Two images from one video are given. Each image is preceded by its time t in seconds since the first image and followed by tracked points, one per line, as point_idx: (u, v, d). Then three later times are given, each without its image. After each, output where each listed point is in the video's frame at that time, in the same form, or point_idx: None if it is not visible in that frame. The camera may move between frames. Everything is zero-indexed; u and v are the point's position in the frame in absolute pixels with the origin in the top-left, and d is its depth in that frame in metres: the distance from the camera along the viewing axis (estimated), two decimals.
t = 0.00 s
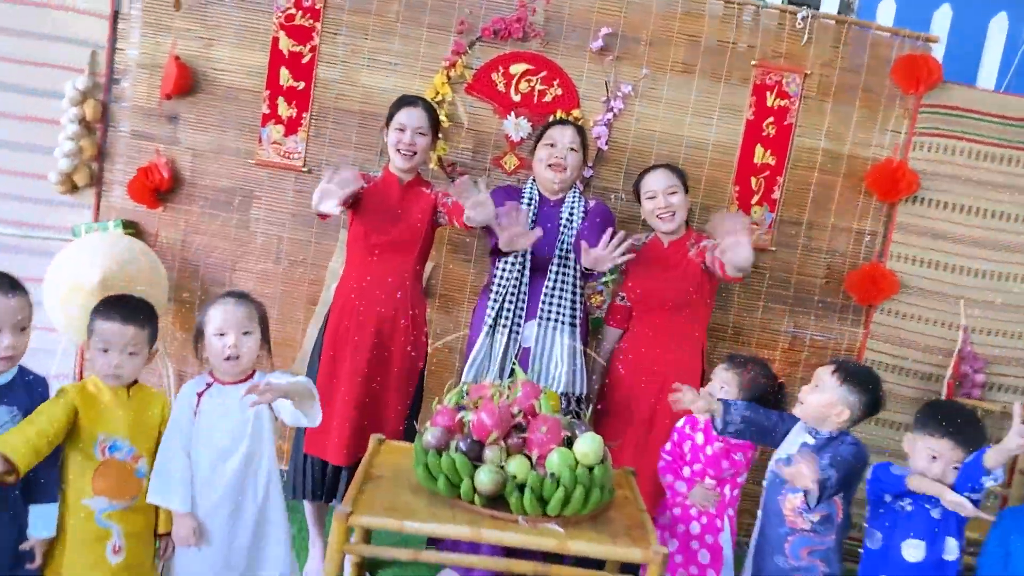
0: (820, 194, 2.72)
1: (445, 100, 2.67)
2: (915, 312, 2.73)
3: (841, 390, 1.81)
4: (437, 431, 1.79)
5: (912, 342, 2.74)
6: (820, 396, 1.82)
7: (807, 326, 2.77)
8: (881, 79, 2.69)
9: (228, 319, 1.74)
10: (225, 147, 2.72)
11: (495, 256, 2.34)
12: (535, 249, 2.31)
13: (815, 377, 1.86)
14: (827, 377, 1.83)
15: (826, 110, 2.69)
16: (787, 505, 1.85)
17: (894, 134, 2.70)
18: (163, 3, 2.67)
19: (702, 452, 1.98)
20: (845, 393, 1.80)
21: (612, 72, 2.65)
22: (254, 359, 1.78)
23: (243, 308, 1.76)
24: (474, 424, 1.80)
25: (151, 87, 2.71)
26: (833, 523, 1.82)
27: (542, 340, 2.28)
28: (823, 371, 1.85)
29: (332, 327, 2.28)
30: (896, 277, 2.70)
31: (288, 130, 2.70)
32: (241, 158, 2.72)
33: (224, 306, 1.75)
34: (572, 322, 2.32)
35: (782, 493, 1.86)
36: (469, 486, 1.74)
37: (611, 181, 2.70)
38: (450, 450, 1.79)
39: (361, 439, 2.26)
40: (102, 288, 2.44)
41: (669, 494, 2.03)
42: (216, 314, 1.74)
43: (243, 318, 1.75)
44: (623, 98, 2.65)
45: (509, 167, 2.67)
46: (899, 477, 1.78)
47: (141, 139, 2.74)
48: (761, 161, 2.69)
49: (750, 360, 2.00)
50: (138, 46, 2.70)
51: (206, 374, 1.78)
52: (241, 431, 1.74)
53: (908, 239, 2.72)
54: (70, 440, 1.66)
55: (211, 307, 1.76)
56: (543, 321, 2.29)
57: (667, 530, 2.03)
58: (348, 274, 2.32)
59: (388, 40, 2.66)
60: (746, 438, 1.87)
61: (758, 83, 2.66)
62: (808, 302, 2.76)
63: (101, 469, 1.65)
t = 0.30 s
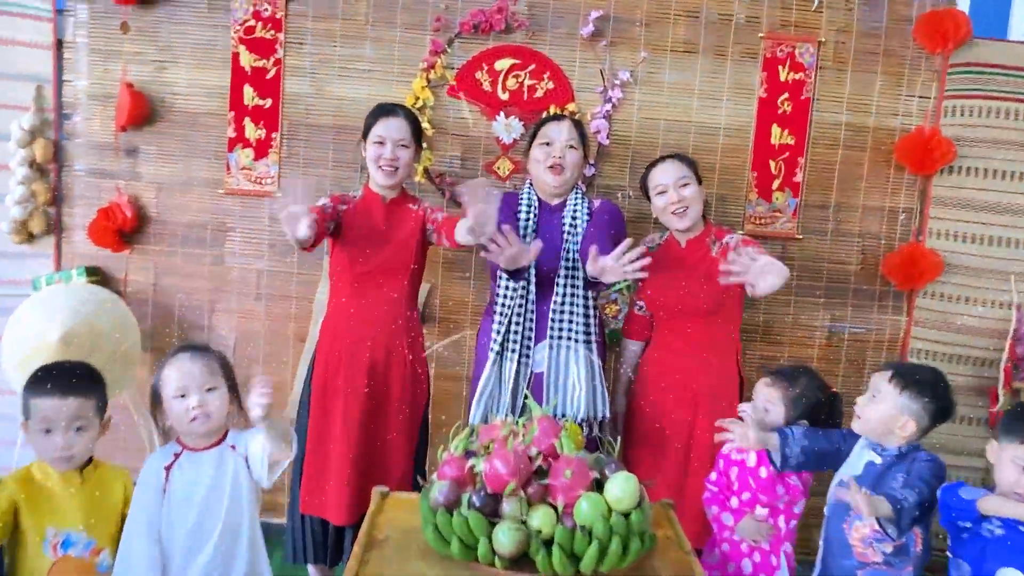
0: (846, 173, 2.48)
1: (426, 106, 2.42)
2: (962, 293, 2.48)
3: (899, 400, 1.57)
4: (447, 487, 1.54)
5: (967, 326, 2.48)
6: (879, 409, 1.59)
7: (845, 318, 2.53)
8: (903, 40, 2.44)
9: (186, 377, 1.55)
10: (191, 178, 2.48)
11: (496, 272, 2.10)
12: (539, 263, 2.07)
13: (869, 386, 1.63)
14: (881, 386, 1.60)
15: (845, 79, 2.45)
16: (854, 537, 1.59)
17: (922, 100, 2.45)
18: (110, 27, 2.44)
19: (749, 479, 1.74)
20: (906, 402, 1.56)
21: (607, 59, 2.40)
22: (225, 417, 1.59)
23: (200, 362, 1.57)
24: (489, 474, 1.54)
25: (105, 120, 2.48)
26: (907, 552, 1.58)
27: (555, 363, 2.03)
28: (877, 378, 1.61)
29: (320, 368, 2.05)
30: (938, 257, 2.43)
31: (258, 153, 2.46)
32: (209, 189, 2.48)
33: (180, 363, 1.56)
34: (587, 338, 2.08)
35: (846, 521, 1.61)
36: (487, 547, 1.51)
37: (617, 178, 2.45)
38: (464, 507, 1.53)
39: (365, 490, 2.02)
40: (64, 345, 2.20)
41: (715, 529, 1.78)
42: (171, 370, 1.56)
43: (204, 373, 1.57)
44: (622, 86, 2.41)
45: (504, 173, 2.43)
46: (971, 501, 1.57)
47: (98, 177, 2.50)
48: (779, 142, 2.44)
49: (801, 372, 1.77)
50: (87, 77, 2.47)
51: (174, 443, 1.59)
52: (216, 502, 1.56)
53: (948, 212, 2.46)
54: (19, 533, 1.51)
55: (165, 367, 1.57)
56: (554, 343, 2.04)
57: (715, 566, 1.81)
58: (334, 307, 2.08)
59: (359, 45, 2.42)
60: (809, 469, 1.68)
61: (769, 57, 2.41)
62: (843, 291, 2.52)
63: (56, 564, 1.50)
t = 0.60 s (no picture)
0: (867, 150, 2.29)
1: (409, 124, 2.25)
2: (1005, 268, 2.29)
3: (971, 402, 1.37)
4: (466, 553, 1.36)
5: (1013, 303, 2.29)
6: (947, 414, 1.40)
7: (882, 307, 2.34)
8: (914, 2, 2.26)
9: (170, 461, 1.36)
10: (165, 227, 2.31)
11: (500, 297, 1.92)
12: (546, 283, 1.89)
13: (932, 389, 1.44)
14: (947, 388, 1.40)
15: (856, 51, 2.26)
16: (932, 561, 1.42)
17: (941, 64, 2.27)
18: (63, 74, 2.28)
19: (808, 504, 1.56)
20: (979, 404, 1.37)
21: (598, 55, 2.23)
22: (213, 500, 1.39)
23: (184, 442, 1.38)
24: (512, 532, 1.36)
25: (68, 174, 2.31)
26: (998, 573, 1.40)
27: (573, 392, 1.85)
28: (940, 379, 1.42)
29: (319, 422, 1.88)
30: (976, 232, 2.24)
31: (234, 193, 2.28)
32: (185, 236, 2.31)
33: (162, 445, 1.37)
34: (606, 361, 1.88)
35: (924, 543, 1.44)
36: None
37: (622, 182, 2.27)
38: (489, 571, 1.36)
39: (380, 549, 1.85)
40: (42, 421, 2.02)
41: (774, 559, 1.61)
42: (152, 454, 1.36)
43: (189, 454, 1.38)
44: (616, 82, 2.23)
45: (499, 188, 2.25)
46: None
47: (66, 235, 2.33)
48: (792, 125, 2.25)
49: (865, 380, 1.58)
50: (45, 130, 2.30)
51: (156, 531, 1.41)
52: None
53: (981, 183, 2.28)
54: None
55: (144, 450, 1.37)
56: (570, 369, 1.86)
57: None
58: (327, 353, 1.90)
59: (330, 66, 2.25)
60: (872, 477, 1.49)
61: (772, 35, 2.23)
62: (876, 278, 2.33)
63: None
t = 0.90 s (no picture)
0: (871, 113, 2.22)
1: (397, 135, 2.18)
2: None
3: None
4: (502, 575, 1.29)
5: None
6: (1006, 384, 1.31)
7: (903, 273, 2.26)
8: None
9: (191, 507, 1.31)
10: (158, 265, 2.24)
11: (508, 304, 1.86)
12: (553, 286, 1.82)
13: (985, 358, 1.36)
14: (1004, 355, 1.32)
15: (849, 11, 2.18)
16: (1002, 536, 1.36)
17: (938, 16, 2.19)
18: (39, 120, 2.22)
19: (853, 489, 1.49)
20: None
21: (585, 44, 2.16)
22: (238, 544, 1.34)
23: (203, 486, 1.33)
24: (547, 549, 1.29)
25: (54, 222, 2.25)
26: None
27: (594, 394, 1.78)
28: (995, 347, 1.33)
29: (336, 452, 1.81)
30: (994, 186, 2.16)
31: (225, 224, 2.21)
32: (180, 274, 2.24)
33: (182, 491, 1.32)
34: (625, 359, 1.81)
35: (989, 517, 1.38)
36: None
37: (622, 171, 2.20)
38: None
39: None
40: (52, 478, 1.96)
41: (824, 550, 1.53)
42: (171, 503, 1.31)
43: (211, 499, 1.33)
44: (606, 69, 2.16)
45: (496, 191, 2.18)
46: None
47: (60, 284, 2.27)
48: (792, 95, 2.18)
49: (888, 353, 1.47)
50: (27, 179, 2.24)
51: None
52: None
53: (993, 135, 2.20)
54: None
55: (162, 498, 1.32)
56: (588, 371, 1.79)
57: None
58: (337, 378, 1.84)
59: (311, 84, 2.18)
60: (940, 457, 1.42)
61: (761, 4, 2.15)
62: (894, 243, 2.26)
63: None
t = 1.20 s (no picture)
0: (849, 77, 2.25)
1: (387, 147, 2.23)
2: (1013, 166, 2.24)
3: None
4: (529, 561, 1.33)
5: None
6: (1013, 323, 1.38)
7: (897, 231, 2.29)
8: None
9: (232, 522, 1.35)
10: (168, 298, 2.29)
11: (513, 301, 1.90)
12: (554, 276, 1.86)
13: (990, 302, 1.42)
14: (1004, 293, 1.39)
15: None
16: (1021, 473, 1.38)
17: None
18: (38, 169, 2.27)
19: (870, 446, 1.49)
20: None
21: (561, 38, 2.19)
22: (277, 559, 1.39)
23: (242, 502, 1.38)
24: (570, 530, 1.33)
25: (63, 266, 2.30)
26: None
27: (604, 379, 1.82)
28: (998, 290, 1.40)
29: (360, 461, 1.86)
30: (977, 136, 2.19)
31: (229, 252, 2.26)
32: (191, 304, 2.28)
33: (222, 508, 1.36)
34: (631, 342, 1.85)
35: (1007, 453, 1.40)
36: None
37: (611, 160, 2.23)
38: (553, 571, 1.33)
39: None
40: (86, 516, 2.01)
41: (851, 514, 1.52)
42: (212, 519, 1.35)
43: (250, 513, 1.37)
44: (585, 62, 2.19)
45: (488, 192, 2.21)
46: None
47: (74, 327, 2.31)
48: (770, 68, 2.21)
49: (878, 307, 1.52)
50: (32, 228, 2.29)
51: None
52: None
53: (972, 86, 2.23)
54: None
55: (203, 516, 1.36)
56: (597, 357, 1.83)
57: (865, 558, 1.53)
58: (353, 390, 1.88)
59: (298, 106, 2.22)
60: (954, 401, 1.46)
61: None
62: (885, 203, 2.28)
63: None
